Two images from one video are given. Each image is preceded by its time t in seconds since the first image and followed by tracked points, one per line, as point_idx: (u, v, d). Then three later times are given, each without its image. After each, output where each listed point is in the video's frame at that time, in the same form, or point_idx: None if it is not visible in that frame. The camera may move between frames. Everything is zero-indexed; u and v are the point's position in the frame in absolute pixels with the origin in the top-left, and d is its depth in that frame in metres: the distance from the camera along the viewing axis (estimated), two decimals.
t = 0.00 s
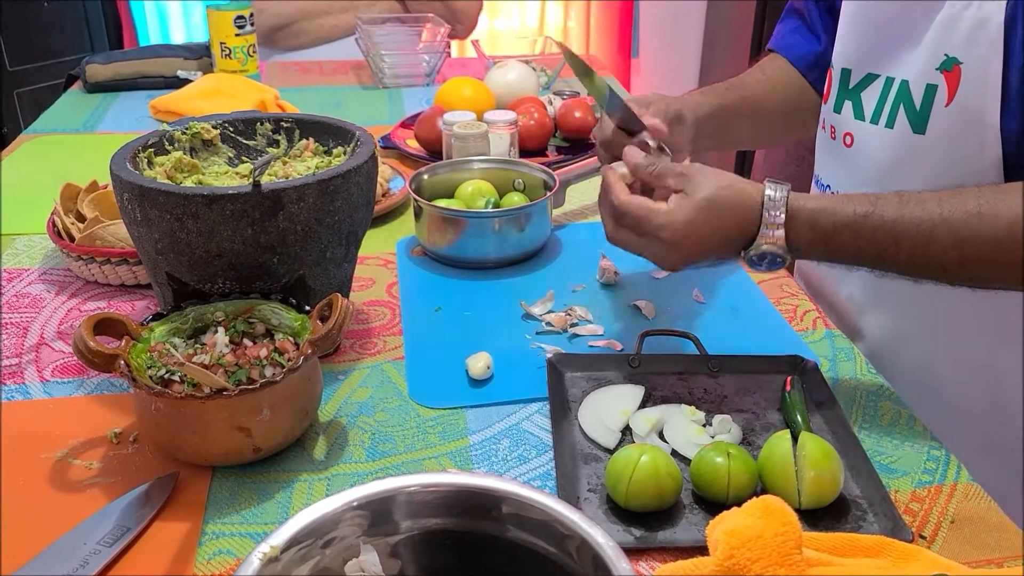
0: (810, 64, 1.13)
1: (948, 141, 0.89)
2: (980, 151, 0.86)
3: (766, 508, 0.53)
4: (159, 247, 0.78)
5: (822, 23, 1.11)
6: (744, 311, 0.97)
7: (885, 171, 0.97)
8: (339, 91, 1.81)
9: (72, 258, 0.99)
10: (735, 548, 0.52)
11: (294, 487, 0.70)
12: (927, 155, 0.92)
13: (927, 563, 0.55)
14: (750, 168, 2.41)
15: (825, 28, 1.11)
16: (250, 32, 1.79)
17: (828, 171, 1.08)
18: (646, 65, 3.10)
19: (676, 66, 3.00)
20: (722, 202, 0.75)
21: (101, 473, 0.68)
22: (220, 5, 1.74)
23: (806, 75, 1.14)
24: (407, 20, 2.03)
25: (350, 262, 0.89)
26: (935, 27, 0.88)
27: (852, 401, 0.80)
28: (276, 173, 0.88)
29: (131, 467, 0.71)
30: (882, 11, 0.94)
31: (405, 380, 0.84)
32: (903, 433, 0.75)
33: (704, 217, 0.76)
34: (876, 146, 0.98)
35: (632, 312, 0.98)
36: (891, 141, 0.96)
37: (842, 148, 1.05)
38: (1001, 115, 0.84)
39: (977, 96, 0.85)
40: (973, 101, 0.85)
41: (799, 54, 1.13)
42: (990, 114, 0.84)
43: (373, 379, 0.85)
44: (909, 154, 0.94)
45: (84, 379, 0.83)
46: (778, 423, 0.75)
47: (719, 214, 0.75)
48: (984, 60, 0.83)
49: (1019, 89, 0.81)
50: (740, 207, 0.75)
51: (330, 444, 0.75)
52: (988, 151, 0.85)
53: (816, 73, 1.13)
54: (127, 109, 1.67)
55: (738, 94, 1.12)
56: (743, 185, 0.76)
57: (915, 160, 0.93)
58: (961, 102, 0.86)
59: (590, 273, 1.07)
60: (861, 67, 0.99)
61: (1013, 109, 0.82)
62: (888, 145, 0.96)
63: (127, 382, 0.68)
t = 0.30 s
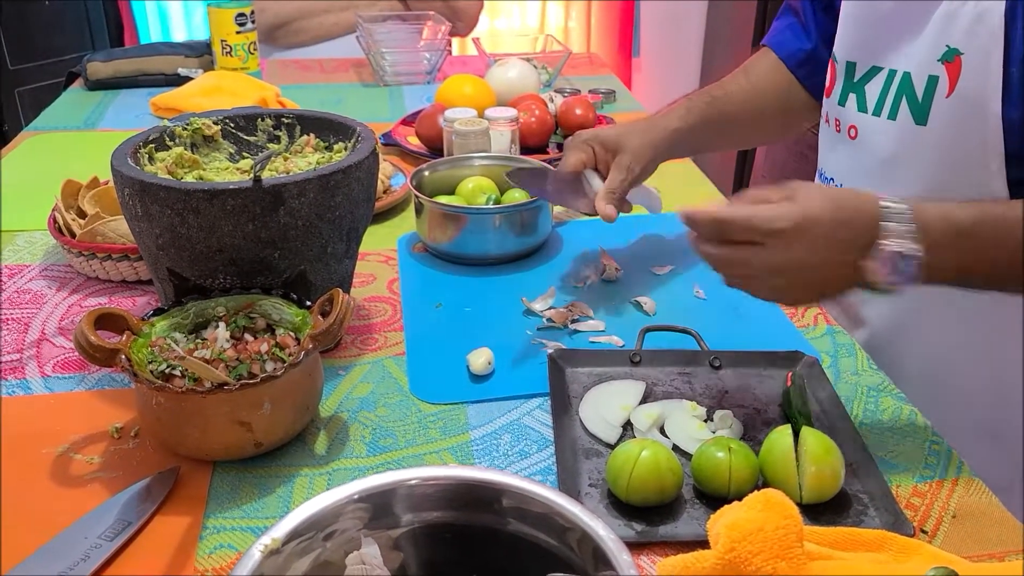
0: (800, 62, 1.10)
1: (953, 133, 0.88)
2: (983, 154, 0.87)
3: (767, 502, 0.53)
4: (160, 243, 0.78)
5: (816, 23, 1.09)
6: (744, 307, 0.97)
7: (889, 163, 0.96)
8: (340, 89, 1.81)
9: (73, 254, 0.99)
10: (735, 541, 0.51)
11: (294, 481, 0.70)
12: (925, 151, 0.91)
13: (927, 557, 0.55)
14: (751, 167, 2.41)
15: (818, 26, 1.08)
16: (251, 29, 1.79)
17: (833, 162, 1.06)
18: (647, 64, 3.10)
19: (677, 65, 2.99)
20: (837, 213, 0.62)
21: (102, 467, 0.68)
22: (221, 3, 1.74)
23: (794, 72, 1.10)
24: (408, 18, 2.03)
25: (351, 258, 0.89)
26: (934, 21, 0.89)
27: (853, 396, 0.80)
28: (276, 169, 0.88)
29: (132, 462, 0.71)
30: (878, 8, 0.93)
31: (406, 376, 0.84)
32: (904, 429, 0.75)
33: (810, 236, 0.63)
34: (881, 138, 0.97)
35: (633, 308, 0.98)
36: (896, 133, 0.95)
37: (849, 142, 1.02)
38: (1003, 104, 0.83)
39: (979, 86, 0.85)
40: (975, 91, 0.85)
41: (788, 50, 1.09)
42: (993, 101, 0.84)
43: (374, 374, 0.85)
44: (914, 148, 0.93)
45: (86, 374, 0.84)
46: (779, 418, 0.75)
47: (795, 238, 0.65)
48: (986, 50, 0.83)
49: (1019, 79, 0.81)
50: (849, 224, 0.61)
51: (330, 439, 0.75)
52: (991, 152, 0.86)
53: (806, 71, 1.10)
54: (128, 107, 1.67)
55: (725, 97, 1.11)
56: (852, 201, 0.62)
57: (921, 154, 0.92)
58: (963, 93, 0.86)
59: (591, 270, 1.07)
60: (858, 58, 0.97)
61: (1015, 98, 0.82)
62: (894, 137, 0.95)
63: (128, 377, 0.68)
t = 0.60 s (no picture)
0: (798, 74, 1.08)
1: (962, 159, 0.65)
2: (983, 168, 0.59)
3: (766, 497, 0.53)
4: (165, 243, 0.79)
5: (809, 31, 1.07)
6: (744, 307, 0.98)
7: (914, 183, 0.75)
8: (342, 90, 1.82)
9: (78, 254, 1.00)
10: (735, 536, 0.52)
11: (299, 479, 0.71)
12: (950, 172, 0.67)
13: (924, 553, 0.56)
14: (751, 167, 2.41)
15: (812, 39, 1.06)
16: (253, 30, 1.80)
17: (850, 180, 0.87)
18: (647, 64, 3.11)
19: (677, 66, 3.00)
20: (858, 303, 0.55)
21: (108, 465, 0.68)
22: (224, 4, 1.74)
23: (794, 84, 1.09)
24: (410, 19, 2.04)
25: (354, 258, 0.90)
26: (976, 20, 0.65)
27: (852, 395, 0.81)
28: (280, 169, 0.89)
29: (138, 460, 0.72)
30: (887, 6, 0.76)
31: (409, 374, 0.85)
32: (902, 427, 0.76)
33: (856, 307, 0.55)
34: (901, 160, 0.77)
35: (634, 308, 0.98)
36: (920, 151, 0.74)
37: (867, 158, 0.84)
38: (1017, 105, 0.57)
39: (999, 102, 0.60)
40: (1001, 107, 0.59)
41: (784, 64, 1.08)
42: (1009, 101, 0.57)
43: (377, 373, 0.85)
44: (939, 165, 0.70)
45: (92, 373, 0.84)
46: (778, 417, 0.76)
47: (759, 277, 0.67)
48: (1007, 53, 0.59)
49: None
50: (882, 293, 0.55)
51: (334, 437, 0.76)
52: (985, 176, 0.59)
53: (805, 83, 1.08)
54: (131, 108, 1.68)
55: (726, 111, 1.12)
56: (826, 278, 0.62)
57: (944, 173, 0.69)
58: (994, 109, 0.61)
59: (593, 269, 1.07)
60: (865, 67, 0.82)
61: None
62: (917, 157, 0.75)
63: (134, 375, 0.69)
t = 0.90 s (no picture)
0: (815, 60, 1.09)
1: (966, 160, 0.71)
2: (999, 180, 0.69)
3: (770, 495, 0.54)
4: (172, 243, 0.79)
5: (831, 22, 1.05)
6: (747, 306, 0.98)
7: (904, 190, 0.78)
8: (345, 90, 1.83)
9: (84, 254, 1.01)
10: (739, 533, 0.52)
11: (306, 477, 0.71)
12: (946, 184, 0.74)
13: (927, 550, 0.57)
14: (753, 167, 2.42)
15: (831, 26, 1.05)
16: (257, 31, 1.81)
17: (843, 181, 0.88)
18: (649, 65, 3.11)
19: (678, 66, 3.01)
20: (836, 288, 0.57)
21: (117, 464, 0.69)
22: (227, 5, 1.75)
23: (810, 70, 1.10)
24: (413, 20, 2.05)
25: (359, 258, 0.91)
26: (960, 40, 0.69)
27: (854, 394, 0.81)
28: (286, 170, 0.89)
29: (146, 458, 0.72)
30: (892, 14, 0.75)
31: (414, 373, 0.85)
32: (904, 426, 0.76)
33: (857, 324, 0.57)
34: (893, 166, 0.79)
35: (637, 307, 0.99)
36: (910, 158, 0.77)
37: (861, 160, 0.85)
38: None
39: (1000, 105, 0.66)
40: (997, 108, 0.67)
41: (804, 51, 1.08)
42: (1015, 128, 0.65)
43: (383, 372, 0.86)
44: (931, 172, 0.75)
45: (99, 372, 0.85)
46: (781, 416, 0.76)
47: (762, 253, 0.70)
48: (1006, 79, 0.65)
49: None
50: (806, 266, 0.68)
51: (340, 436, 0.77)
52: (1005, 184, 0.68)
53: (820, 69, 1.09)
54: (136, 108, 1.68)
55: (736, 89, 1.14)
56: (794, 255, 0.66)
57: (936, 188, 0.75)
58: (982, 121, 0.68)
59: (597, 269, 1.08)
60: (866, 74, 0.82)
61: None
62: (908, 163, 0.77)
63: (142, 374, 0.69)
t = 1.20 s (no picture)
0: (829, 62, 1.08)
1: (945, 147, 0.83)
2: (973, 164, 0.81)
3: (764, 495, 0.54)
4: (169, 243, 0.80)
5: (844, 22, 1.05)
6: (743, 306, 0.98)
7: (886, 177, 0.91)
8: (343, 90, 1.83)
9: (82, 254, 1.01)
10: (732, 533, 0.53)
11: (302, 477, 0.72)
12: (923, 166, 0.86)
13: (920, 550, 0.57)
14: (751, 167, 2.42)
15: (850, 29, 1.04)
16: (256, 32, 1.81)
17: (832, 171, 1.03)
18: (648, 65, 3.11)
19: (678, 66, 3.01)
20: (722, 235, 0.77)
21: (113, 464, 0.69)
22: (226, 6, 1.75)
23: (823, 72, 1.09)
24: (412, 20, 2.05)
25: (356, 258, 0.91)
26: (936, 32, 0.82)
27: (849, 395, 0.81)
28: (283, 170, 0.89)
29: (143, 458, 0.72)
30: (881, 15, 0.88)
31: (410, 373, 0.86)
32: (899, 426, 0.77)
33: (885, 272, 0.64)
34: (875, 152, 0.92)
35: (634, 308, 0.99)
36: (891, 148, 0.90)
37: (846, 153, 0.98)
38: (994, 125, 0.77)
39: (970, 99, 0.78)
40: (966, 107, 0.79)
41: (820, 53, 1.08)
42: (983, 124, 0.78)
43: (379, 372, 0.86)
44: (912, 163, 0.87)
45: (96, 371, 0.85)
46: (777, 416, 0.76)
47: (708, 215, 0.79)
48: (977, 68, 0.77)
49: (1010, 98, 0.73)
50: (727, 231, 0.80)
51: (337, 435, 0.77)
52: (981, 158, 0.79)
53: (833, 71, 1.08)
54: (134, 109, 1.69)
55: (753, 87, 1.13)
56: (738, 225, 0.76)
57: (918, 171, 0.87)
58: (956, 110, 0.80)
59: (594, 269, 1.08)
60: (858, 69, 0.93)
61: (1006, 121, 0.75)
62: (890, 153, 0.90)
63: (139, 374, 0.69)
